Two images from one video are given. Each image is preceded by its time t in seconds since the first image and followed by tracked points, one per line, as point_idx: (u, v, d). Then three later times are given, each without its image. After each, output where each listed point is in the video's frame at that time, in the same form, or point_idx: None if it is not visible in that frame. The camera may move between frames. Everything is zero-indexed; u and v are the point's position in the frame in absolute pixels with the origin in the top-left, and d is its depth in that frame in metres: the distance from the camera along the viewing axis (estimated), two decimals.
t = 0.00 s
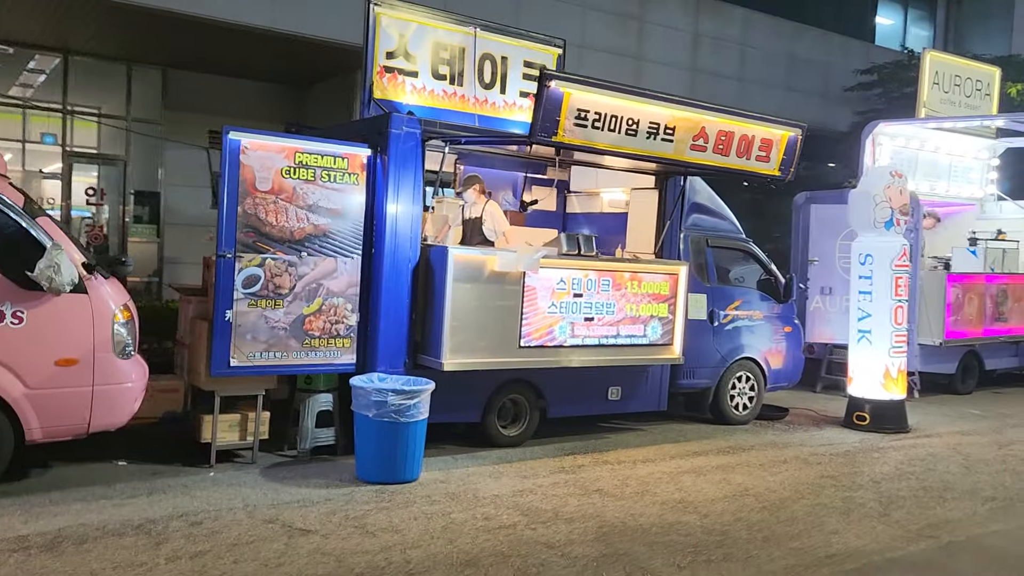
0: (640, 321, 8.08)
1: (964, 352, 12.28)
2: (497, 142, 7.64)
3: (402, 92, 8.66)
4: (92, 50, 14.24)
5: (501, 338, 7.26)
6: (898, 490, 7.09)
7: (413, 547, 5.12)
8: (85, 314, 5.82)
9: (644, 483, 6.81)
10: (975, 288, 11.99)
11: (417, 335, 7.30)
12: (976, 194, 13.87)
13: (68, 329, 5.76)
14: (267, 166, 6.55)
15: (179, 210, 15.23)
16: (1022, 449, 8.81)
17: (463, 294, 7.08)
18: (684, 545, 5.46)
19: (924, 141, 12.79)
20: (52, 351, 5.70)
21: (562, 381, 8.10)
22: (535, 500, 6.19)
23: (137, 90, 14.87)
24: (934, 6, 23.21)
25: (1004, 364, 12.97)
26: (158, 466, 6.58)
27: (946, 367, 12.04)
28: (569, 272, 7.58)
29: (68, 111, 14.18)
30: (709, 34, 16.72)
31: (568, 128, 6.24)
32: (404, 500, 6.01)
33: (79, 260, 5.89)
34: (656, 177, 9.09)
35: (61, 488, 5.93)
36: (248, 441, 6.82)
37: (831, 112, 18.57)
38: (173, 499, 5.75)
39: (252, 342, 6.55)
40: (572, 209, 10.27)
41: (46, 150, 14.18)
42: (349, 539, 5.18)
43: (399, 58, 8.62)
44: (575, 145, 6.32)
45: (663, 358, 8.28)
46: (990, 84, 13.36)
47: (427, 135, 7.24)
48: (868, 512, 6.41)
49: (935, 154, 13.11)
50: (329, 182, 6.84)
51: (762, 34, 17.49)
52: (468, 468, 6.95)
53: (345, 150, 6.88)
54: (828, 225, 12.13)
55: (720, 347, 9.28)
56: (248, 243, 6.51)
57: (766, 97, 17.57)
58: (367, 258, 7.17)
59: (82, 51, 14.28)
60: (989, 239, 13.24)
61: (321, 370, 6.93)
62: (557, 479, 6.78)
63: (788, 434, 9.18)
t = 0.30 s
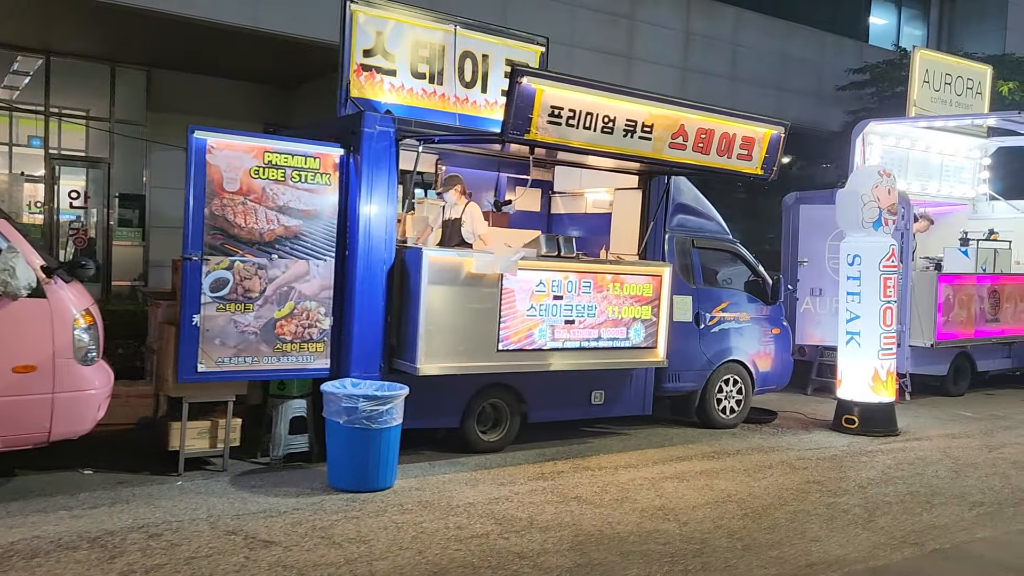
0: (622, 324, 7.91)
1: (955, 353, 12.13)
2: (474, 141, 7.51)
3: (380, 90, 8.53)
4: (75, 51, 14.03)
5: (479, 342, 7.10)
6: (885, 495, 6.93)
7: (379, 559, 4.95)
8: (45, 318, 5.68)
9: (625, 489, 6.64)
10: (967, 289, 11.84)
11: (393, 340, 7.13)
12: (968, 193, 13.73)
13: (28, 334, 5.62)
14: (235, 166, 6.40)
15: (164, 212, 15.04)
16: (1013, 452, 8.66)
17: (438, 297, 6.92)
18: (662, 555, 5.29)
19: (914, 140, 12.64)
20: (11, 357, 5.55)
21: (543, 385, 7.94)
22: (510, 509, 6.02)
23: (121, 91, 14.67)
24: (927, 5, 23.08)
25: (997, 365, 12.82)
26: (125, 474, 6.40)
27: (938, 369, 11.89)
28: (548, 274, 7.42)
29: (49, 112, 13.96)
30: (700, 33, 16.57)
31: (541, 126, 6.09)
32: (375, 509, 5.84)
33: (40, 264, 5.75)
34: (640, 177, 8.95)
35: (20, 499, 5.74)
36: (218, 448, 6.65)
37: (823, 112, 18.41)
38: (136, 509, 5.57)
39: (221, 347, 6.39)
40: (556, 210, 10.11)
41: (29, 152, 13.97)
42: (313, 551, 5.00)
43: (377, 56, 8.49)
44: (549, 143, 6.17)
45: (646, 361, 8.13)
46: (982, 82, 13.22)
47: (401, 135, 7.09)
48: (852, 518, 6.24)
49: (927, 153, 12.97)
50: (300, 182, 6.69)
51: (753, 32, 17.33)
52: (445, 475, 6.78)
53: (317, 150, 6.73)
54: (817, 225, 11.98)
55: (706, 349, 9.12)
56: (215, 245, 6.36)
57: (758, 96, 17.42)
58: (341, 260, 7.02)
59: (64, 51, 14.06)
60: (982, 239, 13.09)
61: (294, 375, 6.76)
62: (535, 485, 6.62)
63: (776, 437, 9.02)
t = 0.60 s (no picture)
0: (601, 325, 7.70)
1: (946, 353, 11.94)
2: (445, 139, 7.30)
3: (352, 87, 8.28)
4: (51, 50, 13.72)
5: (451, 345, 6.88)
6: (870, 501, 6.73)
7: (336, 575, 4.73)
8: None
9: (600, 497, 6.43)
10: (957, 287, 11.64)
11: (362, 343, 6.90)
12: (959, 189, 13.54)
13: None
14: (195, 164, 6.15)
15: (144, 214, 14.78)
16: (1003, 454, 8.46)
17: (409, 299, 6.70)
18: (634, 568, 5.08)
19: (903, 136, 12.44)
20: None
21: (520, 389, 7.73)
22: (480, 519, 5.81)
23: (99, 91, 14.34)
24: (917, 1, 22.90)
25: (988, 364, 12.63)
26: (82, 485, 6.17)
27: (928, 368, 11.69)
28: (523, 274, 7.21)
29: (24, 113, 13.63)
30: (689, 30, 16.35)
31: (510, 121, 5.87)
32: (337, 521, 5.62)
33: None
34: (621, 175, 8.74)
35: None
36: (180, 457, 6.42)
37: (813, 108, 18.20)
38: (87, 523, 5.35)
39: (181, 352, 6.16)
40: (536, 209, 9.89)
41: (6, 153, 13.66)
42: (268, 567, 4.77)
43: (349, 52, 8.24)
44: (519, 140, 5.95)
45: (626, 364, 7.91)
46: (972, 77, 13.03)
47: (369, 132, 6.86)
48: (835, 526, 6.03)
49: (916, 149, 12.78)
50: (264, 181, 6.45)
51: (741, 28, 17.11)
52: (415, 483, 6.57)
53: (281, 148, 6.49)
54: (805, 222, 11.77)
55: (689, 351, 8.91)
56: (174, 247, 6.12)
57: (747, 93, 17.21)
58: (308, 261, 6.78)
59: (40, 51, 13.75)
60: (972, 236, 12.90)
61: (258, 381, 6.53)
62: (507, 494, 6.41)
63: (760, 440, 8.81)
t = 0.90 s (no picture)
0: (586, 322, 7.54)
1: (943, 348, 11.77)
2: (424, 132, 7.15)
3: (333, 80, 8.07)
4: (37, 46, 13.51)
5: (430, 342, 6.72)
6: (859, 501, 6.57)
7: None
8: None
9: (582, 498, 6.28)
10: (954, 281, 11.46)
11: (340, 341, 6.75)
12: (957, 182, 13.35)
13: None
14: (163, 158, 6.00)
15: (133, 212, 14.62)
16: (999, 452, 8.29)
17: (386, 296, 6.54)
18: (611, 571, 4.92)
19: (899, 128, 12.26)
20: None
21: (504, 387, 7.58)
22: (456, 521, 5.66)
23: (87, 89, 14.13)
24: None
25: (986, 359, 12.46)
26: (51, 488, 6.03)
27: (925, 364, 11.52)
28: (505, 270, 7.04)
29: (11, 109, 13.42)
30: (683, 22, 16.15)
31: (484, 112, 5.71)
32: (309, 524, 5.48)
33: None
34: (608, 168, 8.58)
35: None
36: (152, 458, 6.27)
37: (811, 101, 17.97)
38: (49, 527, 5.21)
39: (151, 351, 6.02)
40: (525, 203, 9.71)
41: None
42: (231, 572, 4.63)
43: (330, 44, 8.01)
44: (494, 131, 5.80)
45: (613, 361, 7.75)
46: (969, 68, 12.83)
47: (346, 125, 6.70)
48: (822, 527, 5.87)
49: (912, 142, 12.59)
50: (236, 176, 6.29)
51: (738, 21, 16.89)
52: (393, 484, 6.42)
53: (254, 141, 6.33)
54: (801, 216, 11.58)
55: (679, 347, 8.75)
56: (143, 243, 5.97)
57: (743, 86, 17.01)
58: (283, 257, 6.63)
59: (26, 47, 13.55)
60: (969, 229, 12.72)
61: (233, 380, 6.38)
62: (487, 495, 6.26)
63: (751, 438, 8.66)
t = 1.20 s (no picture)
0: (573, 322, 7.37)
1: (945, 349, 11.55)
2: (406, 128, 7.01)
3: (317, 76, 7.96)
4: (32, 43, 13.27)
5: (409, 342, 6.58)
6: (850, 506, 6.38)
7: None
8: None
9: (562, 502, 6.12)
10: (956, 280, 11.24)
11: (318, 341, 6.62)
12: (960, 180, 13.12)
13: None
14: (134, 155, 5.90)
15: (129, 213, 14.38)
16: (998, 455, 8.10)
17: (365, 296, 6.40)
18: None
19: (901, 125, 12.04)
20: None
21: (488, 388, 7.41)
22: (430, 526, 5.52)
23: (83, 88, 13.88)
24: None
25: (989, 360, 12.24)
26: (21, 491, 5.92)
27: (926, 365, 11.31)
28: (488, 268, 6.88)
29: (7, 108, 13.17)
30: (687, 20, 15.79)
31: (457, 106, 5.58)
32: (278, 528, 5.34)
33: None
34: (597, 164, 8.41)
35: None
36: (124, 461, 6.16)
37: (816, 98, 17.65)
38: (12, 533, 5.09)
39: (122, 352, 5.91)
40: (516, 202, 9.52)
41: None
42: None
43: (313, 39, 7.91)
44: (470, 125, 5.68)
45: (601, 361, 7.57)
46: (972, 64, 12.61)
47: (324, 121, 6.57)
48: (809, 533, 5.69)
49: (914, 139, 12.37)
50: (210, 173, 6.18)
51: (742, 17, 16.53)
52: (371, 487, 6.27)
53: (229, 137, 6.22)
54: (801, 215, 11.35)
55: (671, 348, 8.57)
56: (113, 241, 5.87)
57: (748, 84, 16.70)
58: (260, 256, 6.51)
59: (21, 45, 13.32)
60: (972, 228, 12.49)
61: (207, 381, 6.26)
62: (465, 498, 6.11)
63: (744, 441, 8.48)
